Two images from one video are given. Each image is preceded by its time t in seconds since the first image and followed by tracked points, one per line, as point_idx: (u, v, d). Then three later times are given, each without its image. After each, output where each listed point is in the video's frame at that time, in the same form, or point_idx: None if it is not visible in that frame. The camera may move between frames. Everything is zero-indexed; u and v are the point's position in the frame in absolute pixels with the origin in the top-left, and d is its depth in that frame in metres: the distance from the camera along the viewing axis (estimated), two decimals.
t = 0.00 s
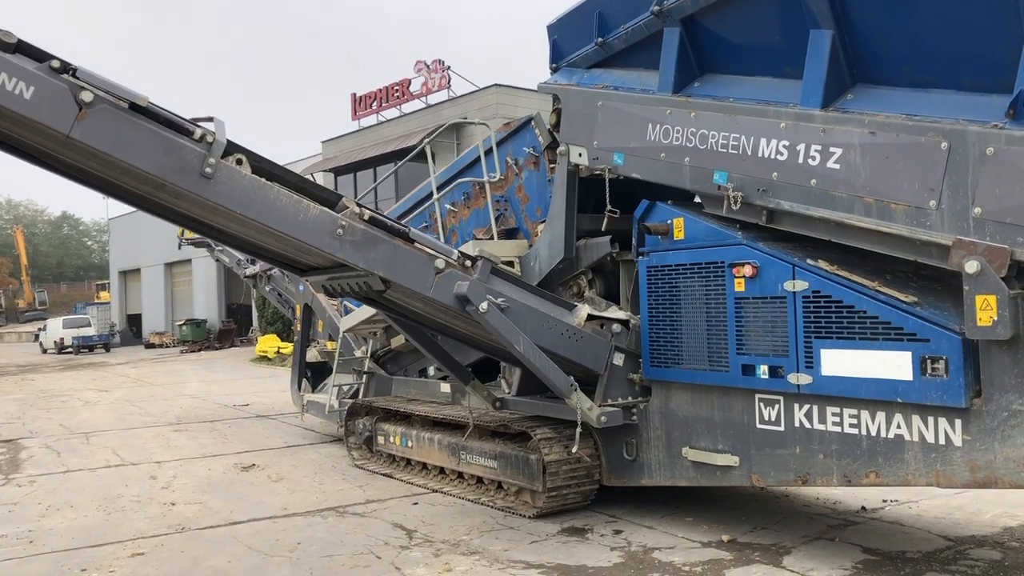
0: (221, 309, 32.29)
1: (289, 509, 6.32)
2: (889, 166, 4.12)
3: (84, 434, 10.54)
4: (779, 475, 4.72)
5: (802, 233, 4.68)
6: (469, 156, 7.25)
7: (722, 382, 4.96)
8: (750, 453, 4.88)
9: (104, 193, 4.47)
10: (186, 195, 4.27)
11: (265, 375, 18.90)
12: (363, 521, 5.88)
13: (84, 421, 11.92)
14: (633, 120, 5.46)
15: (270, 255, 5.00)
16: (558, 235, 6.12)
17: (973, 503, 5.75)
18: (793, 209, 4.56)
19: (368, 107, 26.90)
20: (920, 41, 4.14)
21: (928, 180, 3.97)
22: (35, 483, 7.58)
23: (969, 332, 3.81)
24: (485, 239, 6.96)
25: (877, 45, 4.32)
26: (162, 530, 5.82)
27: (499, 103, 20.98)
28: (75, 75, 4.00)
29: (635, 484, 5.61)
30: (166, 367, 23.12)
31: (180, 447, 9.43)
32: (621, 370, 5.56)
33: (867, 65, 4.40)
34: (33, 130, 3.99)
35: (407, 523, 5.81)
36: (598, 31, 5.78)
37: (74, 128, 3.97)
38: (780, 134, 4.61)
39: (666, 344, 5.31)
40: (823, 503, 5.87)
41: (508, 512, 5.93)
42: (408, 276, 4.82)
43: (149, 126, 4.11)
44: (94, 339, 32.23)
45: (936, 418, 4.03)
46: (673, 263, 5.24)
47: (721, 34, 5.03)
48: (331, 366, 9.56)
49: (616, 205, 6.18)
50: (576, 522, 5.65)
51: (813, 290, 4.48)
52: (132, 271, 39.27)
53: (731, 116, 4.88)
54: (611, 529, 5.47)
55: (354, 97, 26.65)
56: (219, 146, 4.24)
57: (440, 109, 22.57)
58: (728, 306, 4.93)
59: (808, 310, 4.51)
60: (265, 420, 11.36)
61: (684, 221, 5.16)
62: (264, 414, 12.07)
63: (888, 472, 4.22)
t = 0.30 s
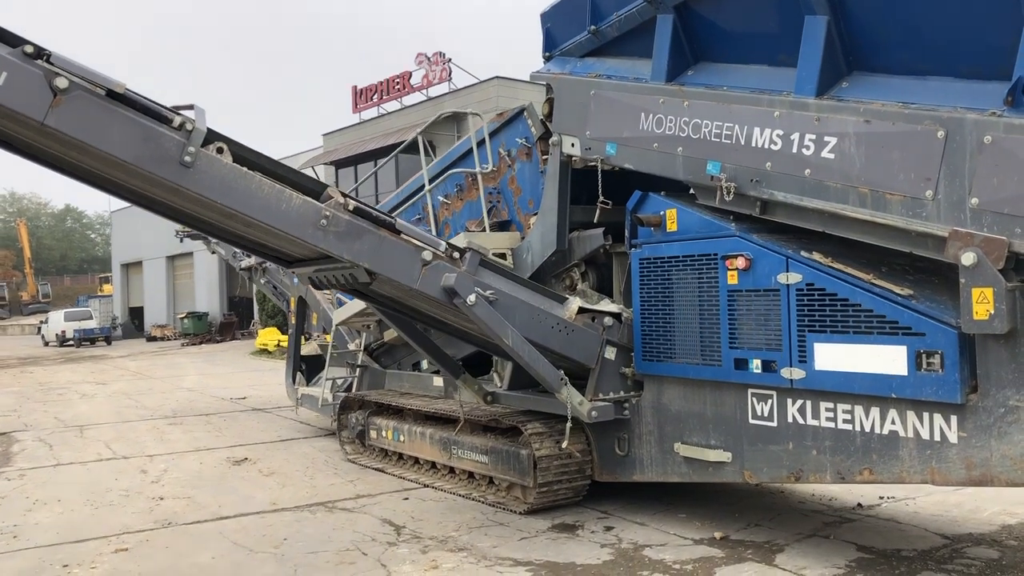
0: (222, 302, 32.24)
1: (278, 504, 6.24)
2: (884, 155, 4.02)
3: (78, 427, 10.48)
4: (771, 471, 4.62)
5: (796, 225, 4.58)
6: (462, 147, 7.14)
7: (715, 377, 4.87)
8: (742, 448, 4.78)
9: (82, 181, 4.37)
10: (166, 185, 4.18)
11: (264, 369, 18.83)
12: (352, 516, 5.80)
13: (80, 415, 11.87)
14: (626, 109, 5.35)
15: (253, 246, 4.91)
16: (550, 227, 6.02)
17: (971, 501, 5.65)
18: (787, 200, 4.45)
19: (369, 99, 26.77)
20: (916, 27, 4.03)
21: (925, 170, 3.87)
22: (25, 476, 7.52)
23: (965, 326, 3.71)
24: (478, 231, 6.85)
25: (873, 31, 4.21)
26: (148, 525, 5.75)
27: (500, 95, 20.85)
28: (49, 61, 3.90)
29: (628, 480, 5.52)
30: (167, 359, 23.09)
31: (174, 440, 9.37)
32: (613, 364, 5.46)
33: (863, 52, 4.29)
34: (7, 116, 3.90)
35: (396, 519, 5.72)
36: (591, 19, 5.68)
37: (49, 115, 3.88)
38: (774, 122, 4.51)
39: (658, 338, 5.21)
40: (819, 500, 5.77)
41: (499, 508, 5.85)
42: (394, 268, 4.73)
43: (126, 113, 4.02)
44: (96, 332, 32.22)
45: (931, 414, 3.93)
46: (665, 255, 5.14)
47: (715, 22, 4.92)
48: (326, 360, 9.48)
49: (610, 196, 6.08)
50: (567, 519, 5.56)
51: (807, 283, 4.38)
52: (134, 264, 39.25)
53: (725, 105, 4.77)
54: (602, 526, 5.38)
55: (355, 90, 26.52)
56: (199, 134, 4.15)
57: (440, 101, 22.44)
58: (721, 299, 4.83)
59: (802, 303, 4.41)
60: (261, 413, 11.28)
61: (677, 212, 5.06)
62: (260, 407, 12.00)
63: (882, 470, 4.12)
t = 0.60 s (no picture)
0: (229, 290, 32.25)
1: (270, 494, 6.17)
2: (886, 142, 3.90)
3: (77, 415, 10.45)
4: (768, 466, 4.52)
5: (795, 213, 4.46)
6: (460, 132, 7.02)
7: (712, 369, 4.75)
8: (738, 442, 4.67)
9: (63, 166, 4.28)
10: (147, 169, 4.08)
11: (268, 357, 18.80)
12: (343, 508, 5.72)
13: (81, 402, 11.85)
14: (623, 94, 5.23)
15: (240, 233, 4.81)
16: (547, 216, 5.90)
17: (974, 497, 5.53)
18: (786, 187, 4.33)
19: (375, 87, 26.62)
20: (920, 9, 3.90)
21: (927, 156, 3.75)
22: (19, 464, 7.48)
23: (967, 318, 3.59)
24: (475, 219, 6.74)
25: (876, 13, 4.07)
26: (138, 514, 5.68)
27: (506, 83, 20.68)
28: (27, 41, 3.79)
29: (623, 473, 5.42)
30: (172, 347, 23.10)
31: (171, 429, 9.32)
32: (609, 354, 5.34)
33: (865, 36, 4.16)
34: None
35: (388, 510, 5.64)
36: (589, 2, 5.55)
37: (26, 96, 3.78)
38: (773, 108, 4.38)
39: (655, 329, 5.10)
40: (818, 495, 5.66)
41: (493, 501, 5.76)
42: (383, 256, 4.64)
43: (107, 95, 3.92)
44: (102, 320, 32.25)
45: (931, 409, 3.82)
46: (662, 244, 5.01)
47: (714, 4, 4.79)
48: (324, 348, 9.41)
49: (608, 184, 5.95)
50: (561, 512, 5.46)
51: (806, 273, 4.26)
52: (142, 251, 39.32)
53: (723, 89, 4.64)
54: (596, 519, 5.29)
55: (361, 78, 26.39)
56: (182, 117, 4.05)
57: (446, 89, 22.29)
58: (718, 289, 4.71)
59: (801, 294, 4.29)
60: (261, 402, 11.22)
61: (674, 200, 4.94)
62: (261, 395, 11.95)
63: (880, 466, 4.01)
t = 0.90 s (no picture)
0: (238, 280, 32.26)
1: (269, 486, 6.10)
2: (895, 126, 3.77)
3: (81, 404, 10.42)
4: (772, 460, 4.40)
5: (802, 200, 4.34)
6: (462, 120, 6.89)
7: (715, 361, 4.63)
8: (742, 436, 4.56)
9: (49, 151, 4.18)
10: (135, 154, 3.98)
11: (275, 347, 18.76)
12: (342, 500, 5.64)
13: (86, 391, 11.83)
14: (626, 79, 5.10)
15: (232, 221, 4.70)
16: (548, 204, 5.78)
17: (986, 492, 5.40)
18: (792, 173, 4.21)
19: (383, 76, 26.45)
20: None
21: (938, 141, 3.62)
22: (20, 453, 7.44)
23: (978, 309, 3.46)
24: (476, 207, 6.63)
25: None
26: (134, 505, 5.62)
27: (515, 71, 20.50)
28: (10, 22, 3.69)
29: (625, 466, 5.31)
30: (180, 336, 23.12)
31: (174, 418, 9.27)
32: (611, 345, 5.24)
33: (875, 16, 4.02)
34: None
35: (386, 503, 5.56)
36: None
37: (10, 79, 3.68)
38: (779, 92, 4.25)
39: (657, 319, 4.98)
40: (825, 489, 5.55)
41: (493, 493, 5.67)
42: (379, 244, 4.54)
43: (93, 78, 3.82)
44: (112, 309, 32.31)
45: (941, 403, 3.69)
46: (666, 232, 4.89)
47: None
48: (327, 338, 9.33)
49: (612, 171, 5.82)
50: (561, 505, 5.37)
51: (812, 262, 4.13)
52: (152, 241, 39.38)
53: (728, 73, 4.51)
54: (597, 513, 5.19)
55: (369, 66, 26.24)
56: (170, 101, 3.95)
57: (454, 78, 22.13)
58: (722, 278, 4.59)
59: (806, 284, 4.17)
60: (265, 392, 11.16)
61: (678, 187, 4.82)
62: (266, 385, 11.90)
63: (888, 461, 3.89)
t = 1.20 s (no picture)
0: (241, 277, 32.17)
1: (264, 486, 5.97)
2: (907, 111, 3.63)
3: (79, 402, 10.32)
4: (780, 459, 4.26)
5: (809, 190, 4.19)
6: (461, 110, 6.74)
7: (720, 356, 4.49)
8: (748, 434, 4.42)
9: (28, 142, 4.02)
10: (118, 145, 3.83)
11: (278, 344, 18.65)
12: (338, 500, 5.52)
13: (85, 389, 11.73)
14: (627, 66, 4.94)
15: (220, 214, 4.56)
16: (548, 196, 5.63)
17: (1000, 490, 5.25)
18: (799, 162, 4.06)
19: (385, 71, 26.28)
20: None
21: (952, 125, 3.48)
22: (14, 453, 7.33)
23: (995, 301, 3.31)
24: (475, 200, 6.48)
25: None
26: (126, 506, 5.50)
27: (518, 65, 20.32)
28: None
29: (628, 465, 5.17)
30: (183, 333, 23.05)
31: (172, 416, 9.16)
32: (613, 340, 5.09)
33: None
34: None
35: (383, 503, 5.43)
36: None
37: None
38: (785, 77, 4.10)
39: (660, 314, 4.84)
40: (834, 487, 5.40)
41: (493, 493, 5.53)
42: (373, 237, 4.40)
43: (73, 66, 3.68)
44: (116, 307, 32.24)
45: (956, 399, 3.55)
46: (669, 224, 4.73)
47: None
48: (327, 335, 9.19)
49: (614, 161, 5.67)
50: (563, 505, 5.23)
51: (820, 254, 3.98)
52: (156, 238, 39.32)
53: (732, 58, 4.36)
54: (599, 513, 5.05)
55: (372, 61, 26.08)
56: (155, 90, 3.81)
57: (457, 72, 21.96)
58: (727, 271, 4.44)
59: (815, 276, 4.02)
60: (265, 389, 11.05)
61: (681, 177, 4.67)
62: (266, 382, 11.78)
63: (900, 460, 3.74)
